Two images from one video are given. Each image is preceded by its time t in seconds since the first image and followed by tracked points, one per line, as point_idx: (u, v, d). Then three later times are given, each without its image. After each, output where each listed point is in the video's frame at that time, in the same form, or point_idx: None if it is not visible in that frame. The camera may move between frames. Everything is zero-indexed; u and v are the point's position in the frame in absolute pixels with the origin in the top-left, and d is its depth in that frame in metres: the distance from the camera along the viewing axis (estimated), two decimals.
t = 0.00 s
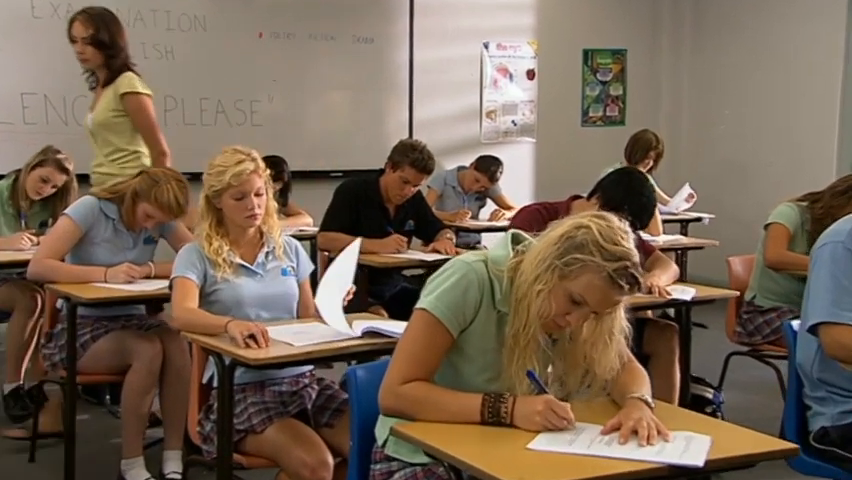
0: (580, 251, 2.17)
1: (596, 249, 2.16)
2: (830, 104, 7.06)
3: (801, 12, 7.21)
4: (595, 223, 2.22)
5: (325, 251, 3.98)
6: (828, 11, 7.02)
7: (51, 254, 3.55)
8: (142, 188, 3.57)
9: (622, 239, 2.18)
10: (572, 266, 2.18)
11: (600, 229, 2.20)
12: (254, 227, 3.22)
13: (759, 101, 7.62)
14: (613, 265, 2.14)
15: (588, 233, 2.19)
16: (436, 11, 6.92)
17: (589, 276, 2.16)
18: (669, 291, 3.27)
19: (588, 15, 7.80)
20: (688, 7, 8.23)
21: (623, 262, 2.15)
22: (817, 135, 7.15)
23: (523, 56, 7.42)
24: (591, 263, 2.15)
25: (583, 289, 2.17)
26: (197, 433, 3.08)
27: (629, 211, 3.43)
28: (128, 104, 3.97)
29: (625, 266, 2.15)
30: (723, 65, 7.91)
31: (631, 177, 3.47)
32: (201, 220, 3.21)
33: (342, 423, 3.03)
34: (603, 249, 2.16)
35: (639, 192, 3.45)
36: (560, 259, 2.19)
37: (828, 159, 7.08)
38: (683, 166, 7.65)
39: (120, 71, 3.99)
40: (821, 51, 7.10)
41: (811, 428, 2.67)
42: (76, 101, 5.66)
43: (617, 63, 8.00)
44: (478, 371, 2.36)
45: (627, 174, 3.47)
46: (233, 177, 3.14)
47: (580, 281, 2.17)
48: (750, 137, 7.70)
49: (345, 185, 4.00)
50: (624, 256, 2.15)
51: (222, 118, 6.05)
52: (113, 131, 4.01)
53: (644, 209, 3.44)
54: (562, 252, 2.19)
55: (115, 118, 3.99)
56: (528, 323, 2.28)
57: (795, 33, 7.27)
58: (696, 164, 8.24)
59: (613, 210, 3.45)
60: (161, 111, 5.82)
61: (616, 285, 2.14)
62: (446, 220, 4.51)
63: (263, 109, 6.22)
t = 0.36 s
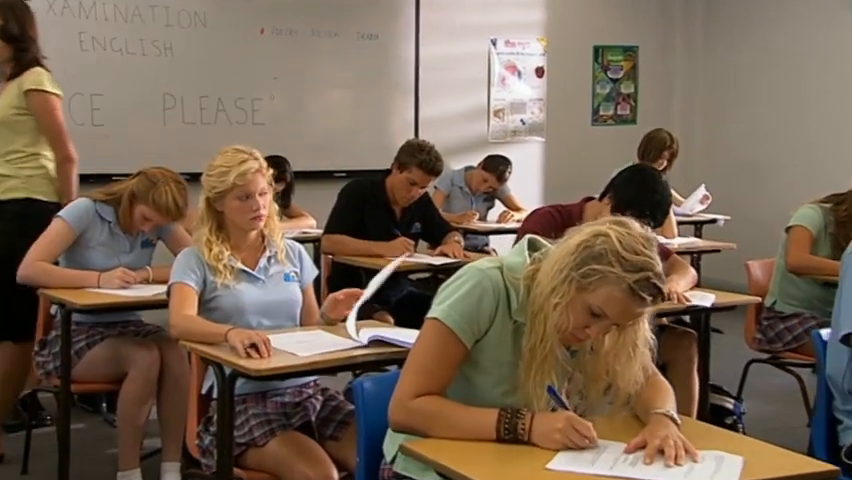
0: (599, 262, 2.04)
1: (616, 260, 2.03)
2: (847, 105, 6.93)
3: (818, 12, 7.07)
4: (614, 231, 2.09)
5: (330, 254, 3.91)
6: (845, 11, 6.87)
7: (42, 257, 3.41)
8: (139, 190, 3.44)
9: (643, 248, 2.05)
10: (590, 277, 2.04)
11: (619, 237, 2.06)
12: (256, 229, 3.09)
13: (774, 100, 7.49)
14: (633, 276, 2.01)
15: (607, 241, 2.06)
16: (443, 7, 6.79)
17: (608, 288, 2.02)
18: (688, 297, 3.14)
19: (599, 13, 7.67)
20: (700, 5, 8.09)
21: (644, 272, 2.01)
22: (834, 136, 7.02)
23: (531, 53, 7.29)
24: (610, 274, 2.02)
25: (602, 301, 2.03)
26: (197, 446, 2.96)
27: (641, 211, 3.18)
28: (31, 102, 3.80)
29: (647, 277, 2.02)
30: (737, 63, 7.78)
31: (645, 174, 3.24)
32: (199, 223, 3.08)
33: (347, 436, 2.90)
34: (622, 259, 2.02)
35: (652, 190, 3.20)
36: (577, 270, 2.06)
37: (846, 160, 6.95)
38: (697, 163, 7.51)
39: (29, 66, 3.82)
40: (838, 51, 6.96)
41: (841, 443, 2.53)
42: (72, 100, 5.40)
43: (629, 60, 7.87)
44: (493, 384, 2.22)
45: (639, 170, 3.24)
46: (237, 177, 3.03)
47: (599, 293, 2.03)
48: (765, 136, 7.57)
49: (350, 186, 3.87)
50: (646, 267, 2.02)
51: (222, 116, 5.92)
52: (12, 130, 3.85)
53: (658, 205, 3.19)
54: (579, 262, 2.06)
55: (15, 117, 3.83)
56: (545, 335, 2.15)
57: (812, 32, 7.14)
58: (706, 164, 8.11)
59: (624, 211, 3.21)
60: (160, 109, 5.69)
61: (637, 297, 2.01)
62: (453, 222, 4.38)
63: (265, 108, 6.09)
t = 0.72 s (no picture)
0: (624, 270, 1.89)
1: (642, 268, 1.87)
2: None
3: (837, 9, 6.93)
4: (640, 236, 1.93)
5: (337, 257, 3.77)
6: None
7: (40, 261, 3.30)
8: (139, 191, 3.32)
9: (671, 254, 1.89)
10: (615, 286, 1.89)
11: (646, 242, 1.91)
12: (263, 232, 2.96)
13: (791, 97, 7.35)
14: (661, 285, 1.86)
15: (632, 247, 1.90)
16: (454, 2, 6.66)
17: (634, 297, 1.87)
18: (712, 304, 3.01)
19: (613, 9, 7.53)
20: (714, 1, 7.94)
21: (673, 281, 1.86)
22: None
23: (544, 50, 7.15)
24: (636, 283, 1.86)
25: (628, 311, 1.88)
26: (198, 460, 2.82)
27: (658, 216, 3.01)
28: None
29: (676, 286, 1.86)
30: (752, 60, 7.65)
31: (664, 176, 3.07)
32: (203, 226, 2.94)
33: (356, 450, 2.77)
34: (649, 266, 1.87)
35: (672, 194, 3.03)
36: (601, 278, 1.90)
37: None
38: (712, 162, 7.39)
39: None
40: None
41: None
42: (72, 98, 5.26)
43: (644, 56, 7.74)
44: (513, 399, 2.07)
45: (659, 173, 3.06)
46: (249, 176, 2.91)
47: (624, 303, 1.88)
48: (780, 133, 7.44)
49: (359, 187, 3.73)
50: (674, 275, 1.86)
51: (226, 115, 5.78)
52: None
53: (679, 210, 3.02)
54: (603, 270, 1.90)
55: None
56: (567, 347, 2.00)
57: (830, 30, 6.99)
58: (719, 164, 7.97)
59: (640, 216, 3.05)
60: (162, 107, 5.55)
61: (665, 307, 1.85)
62: (464, 224, 4.25)
63: (271, 106, 5.95)
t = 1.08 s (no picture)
0: (658, 279, 1.68)
1: (677, 276, 1.66)
2: None
3: None
4: (675, 241, 1.72)
5: (346, 259, 3.63)
6: None
7: (36, 264, 3.16)
8: (140, 191, 3.18)
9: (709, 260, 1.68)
10: (648, 297, 1.68)
11: (681, 248, 1.69)
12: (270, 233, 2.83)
13: (810, 94, 7.19)
14: (699, 294, 1.64)
15: (667, 254, 1.69)
16: None
17: (669, 308, 1.66)
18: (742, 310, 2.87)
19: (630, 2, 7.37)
20: None
21: (712, 290, 1.64)
22: None
23: (558, 45, 7.00)
24: (672, 293, 1.65)
25: (663, 324, 1.67)
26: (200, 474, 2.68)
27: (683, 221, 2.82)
28: None
29: (715, 296, 1.65)
30: (772, 56, 7.51)
31: (689, 180, 2.85)
32: (207, 226, 2.81)
33: (367, 465, 2.63)
34: (686, 275, 1.66)
35: (697, 197, 2.82)
36: (633, 288, 1.70)
37: None
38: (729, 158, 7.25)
39: None
40: None
41: None
42: (72, 94, 5.13)
43: (662, 51, 7.58)
44: (537, 416, 1.86)
45: (684, 175, 2.87)
46: (257, 173, 2.79)
47: (659, 315, 1.67)
48: (798, 130, 7.30)
49: (368, 185, 3.60)
50: (714, 284, 1.65)
51: (230, 111, 5.64)
52: None
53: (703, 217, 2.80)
54: (634, 281, 1.70)
55: None
56: (598, 361, 1.79)
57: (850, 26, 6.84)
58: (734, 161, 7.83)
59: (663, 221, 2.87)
60: (164, 103, 5.41)
61: (703, 320, 1.64)
62: (477, 224, 4.10)
63: (277, 102, 5.81)
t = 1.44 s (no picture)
0: (687, 281, 1.48)
1: (707, 276, 1.47)
2: None
3: None
4: (704, 239, 1.53)
5: (352, 261, 3.51)
6: None
7: (31, 267, 3.03)
8: (139, 190, 3.05)
9: (742, 258, 1.49)
10: (677, 300, 1.48)
11: (711, 246, 1.50)
12: (275, 233, 2.70)
13: (828, 89, 7.04)
14: (732, 296, 1.46)
15: (695, 253, 1.50)
16: None
17: (700, 313, 1.47)
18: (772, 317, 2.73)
19: None
20: None
21: (747, 291, 1.46)
22: None
23: (572, 39, 6.86)
24: (702, 295, 1.46)
25: (694, 330, 1.47)
26: None
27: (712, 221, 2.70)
28: None
29: (750, 297, 1.46)
30: (788, 51, 7.37)
31: (721, 181, 2.74)
32: (209, 227, 2.67)
33: None
34: (716, 274, 1.47)
35: (724, 200, 2.70)
36: (658, 290, 1.50)
37: None
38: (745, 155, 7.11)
39: None
40: None
41: None
42: (70, 88, 4.99)
43: (679, 45, 7.42)
44: (560, 434, 1.66)
45: (712, 176, 2.74)
46: (263, 170, 2.66)
47: (689, 319, 1.48)
48: (819, 122, 7.16)
49: (376, 186, 3.46)
50: (748, 284, 1.46)
51: (234, 106, 5.50)
52: None
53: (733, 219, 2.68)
54: (662, 284, 1.50)
55: None
56: (627, 372, 1.59)
57: None
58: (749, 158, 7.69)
59: (687, 222, 2.75)
60: (166, 98, 5.27)
61: (738, 324, 1.46)
62: (489, 224, 3.96)
63: (282, 97, 5.67)
